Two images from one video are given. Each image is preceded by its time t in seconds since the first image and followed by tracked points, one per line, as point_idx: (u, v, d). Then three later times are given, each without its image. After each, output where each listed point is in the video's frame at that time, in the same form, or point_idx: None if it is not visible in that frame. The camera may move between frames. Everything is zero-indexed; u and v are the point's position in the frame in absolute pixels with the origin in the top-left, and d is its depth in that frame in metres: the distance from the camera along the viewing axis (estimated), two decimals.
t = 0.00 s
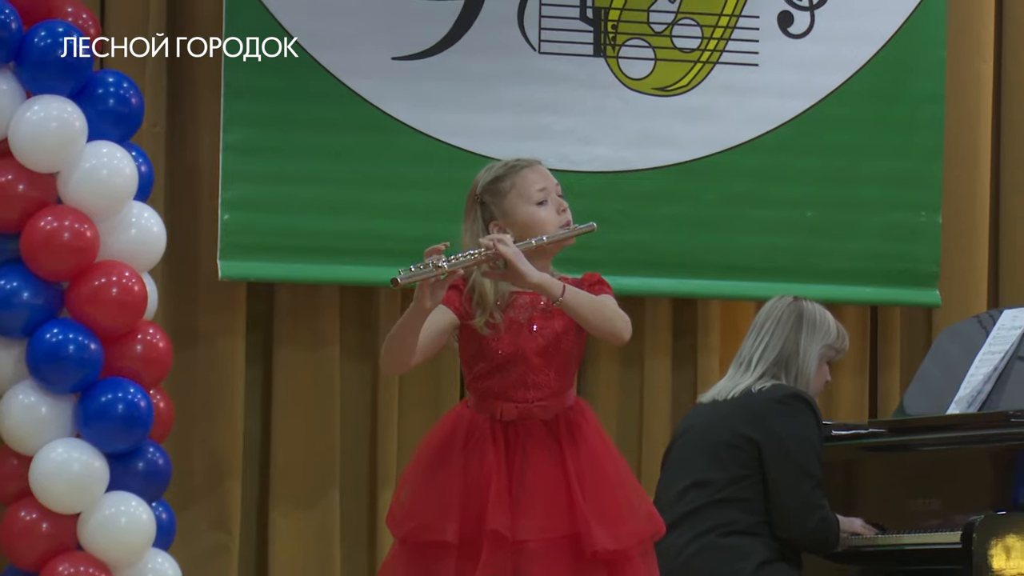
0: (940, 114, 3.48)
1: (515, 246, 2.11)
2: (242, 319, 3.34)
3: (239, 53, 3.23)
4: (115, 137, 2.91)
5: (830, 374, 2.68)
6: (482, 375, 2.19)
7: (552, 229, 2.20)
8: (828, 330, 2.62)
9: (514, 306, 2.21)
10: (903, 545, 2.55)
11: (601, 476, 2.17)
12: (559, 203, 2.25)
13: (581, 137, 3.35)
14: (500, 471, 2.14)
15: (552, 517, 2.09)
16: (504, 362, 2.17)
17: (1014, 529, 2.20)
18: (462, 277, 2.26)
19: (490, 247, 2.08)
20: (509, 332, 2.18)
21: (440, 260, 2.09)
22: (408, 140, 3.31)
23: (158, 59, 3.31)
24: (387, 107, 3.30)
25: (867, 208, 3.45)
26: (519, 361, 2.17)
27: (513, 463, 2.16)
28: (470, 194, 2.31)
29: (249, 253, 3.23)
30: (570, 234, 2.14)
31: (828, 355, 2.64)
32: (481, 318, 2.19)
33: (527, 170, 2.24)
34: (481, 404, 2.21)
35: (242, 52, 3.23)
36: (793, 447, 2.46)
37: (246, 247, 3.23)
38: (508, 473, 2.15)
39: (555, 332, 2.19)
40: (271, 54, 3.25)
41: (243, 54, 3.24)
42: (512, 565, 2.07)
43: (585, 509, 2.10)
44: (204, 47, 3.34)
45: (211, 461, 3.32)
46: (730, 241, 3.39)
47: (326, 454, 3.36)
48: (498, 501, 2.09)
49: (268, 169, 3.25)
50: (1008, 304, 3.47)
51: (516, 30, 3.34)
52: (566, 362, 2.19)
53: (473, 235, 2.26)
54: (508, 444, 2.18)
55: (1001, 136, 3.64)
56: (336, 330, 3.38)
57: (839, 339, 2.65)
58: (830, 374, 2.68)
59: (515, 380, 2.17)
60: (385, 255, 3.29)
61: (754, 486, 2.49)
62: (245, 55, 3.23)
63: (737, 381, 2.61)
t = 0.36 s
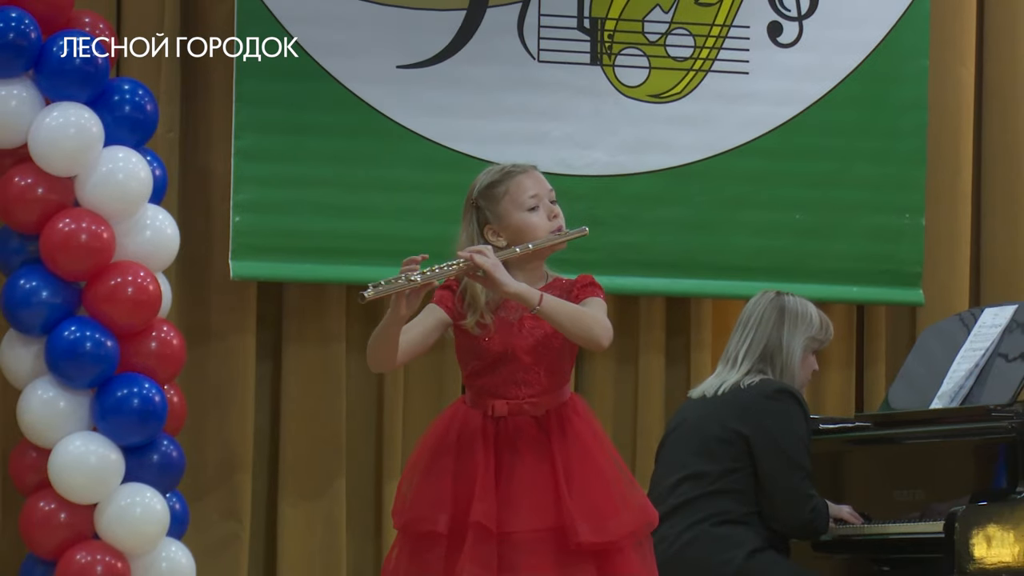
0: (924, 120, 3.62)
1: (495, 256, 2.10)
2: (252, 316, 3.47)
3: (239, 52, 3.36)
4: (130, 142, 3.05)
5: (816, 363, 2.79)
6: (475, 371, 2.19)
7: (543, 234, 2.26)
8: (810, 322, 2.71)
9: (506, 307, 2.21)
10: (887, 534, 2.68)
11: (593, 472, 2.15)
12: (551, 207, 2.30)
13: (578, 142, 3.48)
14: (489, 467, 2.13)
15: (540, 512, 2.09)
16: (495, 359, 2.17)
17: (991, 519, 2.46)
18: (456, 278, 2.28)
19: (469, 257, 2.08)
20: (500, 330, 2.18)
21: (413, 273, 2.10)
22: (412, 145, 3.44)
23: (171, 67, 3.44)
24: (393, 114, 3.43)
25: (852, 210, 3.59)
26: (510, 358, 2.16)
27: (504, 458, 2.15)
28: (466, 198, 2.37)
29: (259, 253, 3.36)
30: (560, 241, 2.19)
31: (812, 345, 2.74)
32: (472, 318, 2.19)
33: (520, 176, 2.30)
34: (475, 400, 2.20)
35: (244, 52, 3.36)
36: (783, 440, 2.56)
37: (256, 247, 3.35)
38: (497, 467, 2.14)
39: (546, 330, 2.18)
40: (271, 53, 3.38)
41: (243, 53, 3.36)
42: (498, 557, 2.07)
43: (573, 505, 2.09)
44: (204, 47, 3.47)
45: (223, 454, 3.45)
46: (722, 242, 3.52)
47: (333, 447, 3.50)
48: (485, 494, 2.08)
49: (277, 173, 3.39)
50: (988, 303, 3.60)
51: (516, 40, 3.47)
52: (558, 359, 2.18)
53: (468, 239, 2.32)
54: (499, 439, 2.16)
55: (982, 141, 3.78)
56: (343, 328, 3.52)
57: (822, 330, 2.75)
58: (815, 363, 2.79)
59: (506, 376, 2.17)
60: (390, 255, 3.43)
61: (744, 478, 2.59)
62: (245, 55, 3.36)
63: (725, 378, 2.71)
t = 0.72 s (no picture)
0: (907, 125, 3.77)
1: (460, 245, 2.20)
2: (261, 314, 3.61)
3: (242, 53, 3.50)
4: (144, 147, 3.18)
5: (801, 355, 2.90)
6: (469, 366, 2.28)
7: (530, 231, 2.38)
8: (791, 316, 2.83)
9: (497, 306, 2.30)
10: (873, 523, 2.81)
11: (581, 462, 2.21)
12: (541, 206, 2.42)
13: (575, 147, 3.62)
14: (478, 458, 2.22)
15: (524, 501, 2.16)
16: (485, 355, 2.25)
17: (972, 509, 2.65)
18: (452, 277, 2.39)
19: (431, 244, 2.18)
20: (489, 327, 2.26)
21: (370, 256, 2.23)
22: (415, 150, 3.58)
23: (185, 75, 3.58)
24: (397, 120, 3.57)
25: (838, 213, 3.73)
26: (499, 353, 2.24)
27: (494, 450, 2.23)
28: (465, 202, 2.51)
29: (268, 253, 3.49)
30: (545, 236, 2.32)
31: (794, 338, 2.85)
32: (463, 316, 2.28)
33: (510, 178, 2.43)
34: (473, 395, 2.29)
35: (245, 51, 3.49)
36: (771, 434, 2.68)
37: (266, 247, 3.49)
38: (488, 458, 2.23)
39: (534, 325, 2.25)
40: (271, 53, 3.51)
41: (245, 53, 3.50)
42: (482, 544, 2.16)
43: (555, 494, 2.15)
44: (204, 47, 3.61)
45: (233, 448, 3.59)
46: (713, 243, 3.66)
47: (340, 442, 3.63)
48: (469, 483, 2.18)
49: (286, 176, 3.52)
50: (969, 302, 3.75)
51: (516, 49, 3.61)
52: (547, 353, 2.25)
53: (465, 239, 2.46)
54: (491, 432, 2.25)
55: (965, 147, 3.92)
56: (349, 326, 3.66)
57: (804, 322, 2.85)
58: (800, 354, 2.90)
59: (496, 371, 2.25)
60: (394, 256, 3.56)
61: (733, 470, 2.71)
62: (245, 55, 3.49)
63: (711, 374, 2.84)
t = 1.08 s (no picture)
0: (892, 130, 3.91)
1: (483, 240, 2.33)
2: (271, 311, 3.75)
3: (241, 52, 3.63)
4: (159, 151, 3.32)
5: (782, 343, 3.05)
6: (473, 362, 2.41)
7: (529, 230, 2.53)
8: (772, 308, 2.98)
9: (500, 304, 2.43)
10: (861, 513, 2.95)
11: (582, 452, 2.36)
12: (536, 208, 2.58)
13: (573, 152, 3.76)
14: (486, 449, 2.36)
15: (532, 489, 2.31)
16: (490, 351, 2.39)
17: (956, 500, 2.78)
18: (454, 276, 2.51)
19: (458, 240, 2.31)
20: (493, 324, 2.40)
21: (404, 251, 2.35)
22: (419, 154, 3.72)
23: (197, 82, 3.72)
24: (402, 126, 3.71)
25: (826, 215, 3.88)
26: (503, 349, 2.38)
27: (499, 441, 2.37)
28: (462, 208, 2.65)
29: (278, 254, 3.63)
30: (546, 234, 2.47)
31: (776, 328, 3.00)
32: (470, 315, 2.41)
33: (507, 182, 2.58)
34: (474, 390, 2.43)
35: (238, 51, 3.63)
36: (754, 425, 2.82)
37: (276, 249, 3.63)
38: (494, 449, 2.37)
39: (536, 323, 2.39)
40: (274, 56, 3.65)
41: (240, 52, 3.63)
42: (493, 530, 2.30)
43: (561, 482, 2.30)
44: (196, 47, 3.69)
45: (244, 440, 3.73)
46: (705, 244, 3.80)
47: (347, 434, 3.78)
48: (479, 473, 2.31)
49: (295, 180, 3.67)
50: (952, 301, 3.90)
51: (516, 57, 3.75)
52: (548, 349, 2.40)
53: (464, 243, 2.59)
54: (495, 424, 2.39)
55: (948, 151, 4.07)
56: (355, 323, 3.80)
57: (784, 313, 3.00)
58: (782, 343, 3.05)
59: (500, 366, 2.38)
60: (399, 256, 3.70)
61: (719, 462, 2.85)
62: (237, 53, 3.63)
63: (696, 368, 2.98)
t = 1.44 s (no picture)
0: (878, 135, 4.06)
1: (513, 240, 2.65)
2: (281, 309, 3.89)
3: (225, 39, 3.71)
4: (172, 155, 3.45)
5: (763, 332, 3.19)
6: (483, 361, 2.74)
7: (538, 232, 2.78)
8: (751, 300, 3.11)
9: (508, 304, 2.75)
10: (850, 504, 3.06)
11: (581, 446, 2.74)
12: (540, 211, 2.83)
13: (571, 156, 3.90)
14: (499, 441, 2.70)
15: (543, 481, 2.66)
16: (501, 351, 2.72)
17: (940, 492, 2.88)
18: (463, 278, 2.80)
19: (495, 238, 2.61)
20: (504, 325, 2.72)
21: (451, 247, 2.61)
22: (423, 159, 3.86)
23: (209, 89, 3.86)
24: (406, 131, 3.85)
25: (815, 217, 4.02)
26: (514, 349, 2.71)
27: (509, 434, 2.71)
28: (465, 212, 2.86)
29: (288, 255, 3.77)
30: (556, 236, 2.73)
31: (756, 319, 3.14)
32: (482, 313, 2.72)
33: (511, 188, 2.81)
34: (482, 386, 2.76)
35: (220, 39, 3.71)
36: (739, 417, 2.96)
37: (286, 250, 3.77)
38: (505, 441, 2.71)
39: (543, 325, 2.73)
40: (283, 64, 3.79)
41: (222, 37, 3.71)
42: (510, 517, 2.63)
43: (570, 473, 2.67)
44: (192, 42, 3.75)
45: (254, 434, 3.87)
46: (698, 245, 3.95)
47: (353, 428, 3.92)
48: (498, 465, 2.65)
49: (304, 183, 3.81)
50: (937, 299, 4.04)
51: (516, 65, 3.90)
52: (551, 349, 2.75)
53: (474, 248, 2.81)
54: (505, 418, 2.73)
55: (933, 154, 4.22)
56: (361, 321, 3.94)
57: (763, 303, 3.14)
58: (762, 332, 3.19)
59: (511, 365, 2.72)
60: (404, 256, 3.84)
61: (709, 456, 2.99)
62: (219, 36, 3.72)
63: (682, 363, 3.12)
